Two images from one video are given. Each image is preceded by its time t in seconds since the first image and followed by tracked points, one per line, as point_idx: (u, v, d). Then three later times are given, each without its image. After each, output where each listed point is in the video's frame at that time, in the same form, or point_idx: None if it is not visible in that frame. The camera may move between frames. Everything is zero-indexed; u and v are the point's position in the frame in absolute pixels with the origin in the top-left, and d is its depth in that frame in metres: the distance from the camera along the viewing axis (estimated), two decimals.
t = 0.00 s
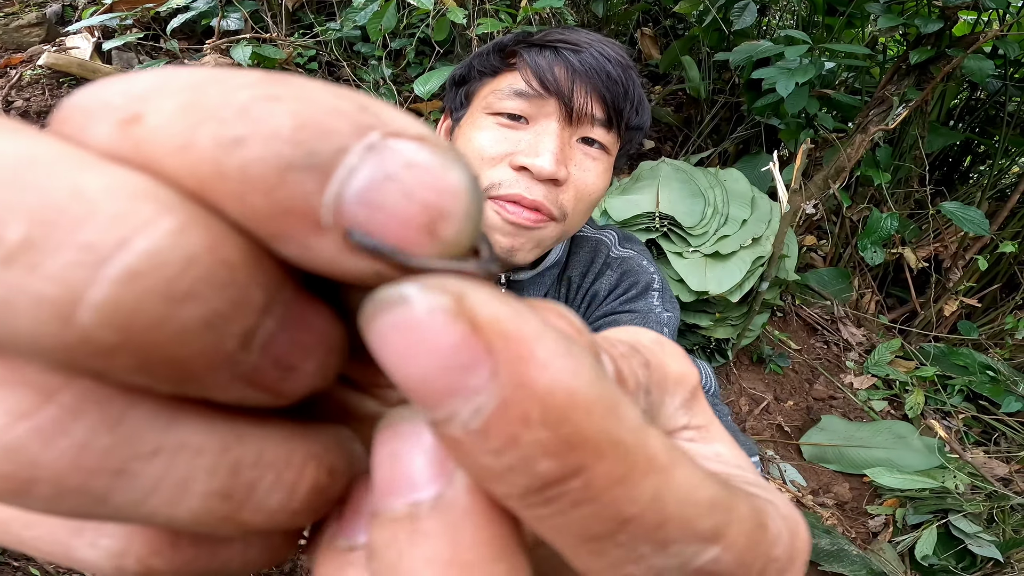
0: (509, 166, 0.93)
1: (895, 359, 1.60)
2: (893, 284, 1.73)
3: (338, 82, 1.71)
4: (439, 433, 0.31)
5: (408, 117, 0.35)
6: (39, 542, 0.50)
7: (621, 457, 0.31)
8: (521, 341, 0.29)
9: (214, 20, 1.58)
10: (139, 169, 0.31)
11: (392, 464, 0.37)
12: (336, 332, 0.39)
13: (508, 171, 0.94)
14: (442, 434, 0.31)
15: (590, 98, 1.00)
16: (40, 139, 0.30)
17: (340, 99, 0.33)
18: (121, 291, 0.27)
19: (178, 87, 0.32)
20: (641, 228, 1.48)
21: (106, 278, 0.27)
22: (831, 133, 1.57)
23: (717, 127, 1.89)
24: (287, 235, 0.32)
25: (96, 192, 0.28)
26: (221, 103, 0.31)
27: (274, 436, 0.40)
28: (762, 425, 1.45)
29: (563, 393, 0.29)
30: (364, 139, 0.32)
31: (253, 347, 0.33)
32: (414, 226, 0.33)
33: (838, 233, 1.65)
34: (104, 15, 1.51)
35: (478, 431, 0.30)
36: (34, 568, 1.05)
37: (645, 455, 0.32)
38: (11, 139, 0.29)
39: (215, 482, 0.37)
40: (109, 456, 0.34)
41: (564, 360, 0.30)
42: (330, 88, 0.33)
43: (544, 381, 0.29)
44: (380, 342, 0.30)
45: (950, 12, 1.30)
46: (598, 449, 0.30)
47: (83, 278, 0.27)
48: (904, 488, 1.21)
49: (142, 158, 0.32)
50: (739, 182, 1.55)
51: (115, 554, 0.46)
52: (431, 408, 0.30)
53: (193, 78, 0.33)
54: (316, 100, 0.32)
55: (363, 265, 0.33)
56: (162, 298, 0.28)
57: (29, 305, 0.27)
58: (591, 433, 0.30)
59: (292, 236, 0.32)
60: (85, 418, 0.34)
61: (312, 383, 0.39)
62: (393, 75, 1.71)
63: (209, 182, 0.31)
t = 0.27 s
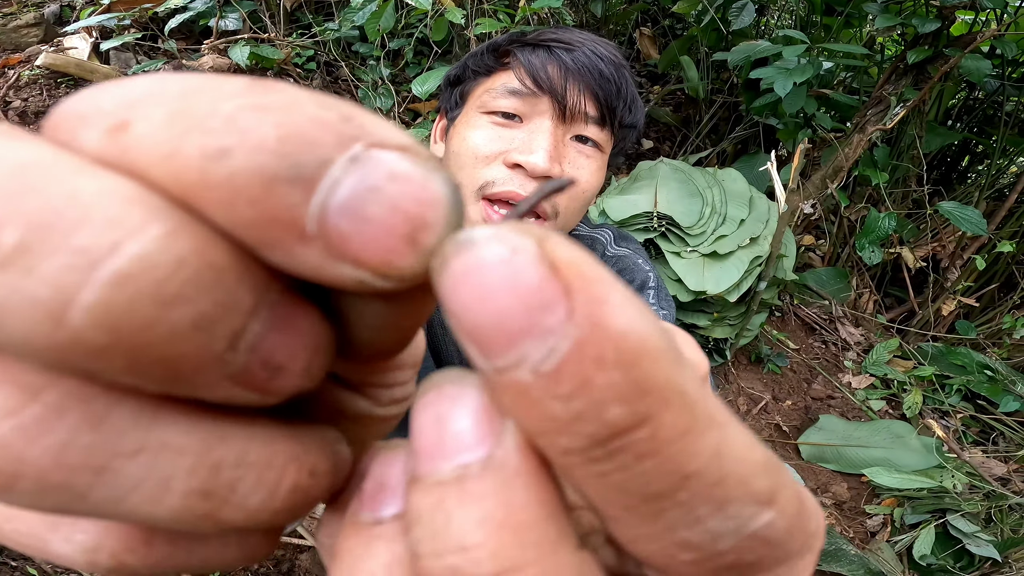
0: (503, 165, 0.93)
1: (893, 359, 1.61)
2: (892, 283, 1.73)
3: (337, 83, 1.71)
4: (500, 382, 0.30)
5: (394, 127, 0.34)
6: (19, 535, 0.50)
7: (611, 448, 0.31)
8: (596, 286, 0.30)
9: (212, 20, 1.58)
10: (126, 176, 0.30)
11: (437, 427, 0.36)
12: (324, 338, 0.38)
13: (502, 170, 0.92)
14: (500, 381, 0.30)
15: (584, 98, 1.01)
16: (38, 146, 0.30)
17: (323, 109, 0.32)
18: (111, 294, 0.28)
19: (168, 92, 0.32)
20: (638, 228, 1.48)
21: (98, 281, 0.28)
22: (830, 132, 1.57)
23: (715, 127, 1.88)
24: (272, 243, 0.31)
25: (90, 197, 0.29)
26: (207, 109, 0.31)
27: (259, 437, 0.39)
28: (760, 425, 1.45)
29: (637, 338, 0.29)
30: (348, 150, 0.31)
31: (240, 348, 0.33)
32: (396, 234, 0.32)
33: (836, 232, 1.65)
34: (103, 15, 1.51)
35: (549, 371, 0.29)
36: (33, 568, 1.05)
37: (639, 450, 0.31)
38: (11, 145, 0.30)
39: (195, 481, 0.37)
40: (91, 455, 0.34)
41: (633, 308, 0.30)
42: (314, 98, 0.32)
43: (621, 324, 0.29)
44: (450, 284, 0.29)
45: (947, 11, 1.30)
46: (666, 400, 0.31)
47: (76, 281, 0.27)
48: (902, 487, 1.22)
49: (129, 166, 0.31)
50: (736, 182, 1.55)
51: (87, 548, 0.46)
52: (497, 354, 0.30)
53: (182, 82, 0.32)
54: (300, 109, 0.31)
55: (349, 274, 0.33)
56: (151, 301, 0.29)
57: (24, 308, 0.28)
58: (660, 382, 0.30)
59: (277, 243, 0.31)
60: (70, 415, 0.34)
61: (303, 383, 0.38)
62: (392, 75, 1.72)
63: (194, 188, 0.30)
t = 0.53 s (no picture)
0: (501, 166, 0.93)
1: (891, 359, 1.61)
2: (890, 283, 1.73)
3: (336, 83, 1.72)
4: (532, 419, 0.30)
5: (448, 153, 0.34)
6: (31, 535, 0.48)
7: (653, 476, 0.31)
8: (623, 319, 0.29)
9: (211, 21, 1.58)
10: (195, 189, 0.30)
11: (471, 463, 0.35)
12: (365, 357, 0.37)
13: (500, 171, 0.93)
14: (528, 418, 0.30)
15: (581, 97, 1.01)
16: (112, 157, 0.30)
17: (384, 136, 0.32)
18: (180, 310, 0.27)
19: (236, 108, 0.32)
20: (638, 229, 1.48)
21: (173, 295, 0.27)
22: (828, 133, 1.58)
23: (715, 127, 1.88)
24: (330, 265, 0.31)
25: (164, 213, 0.28)
26: (276, 130, 0.31)
27: (293, 450, 0.39)
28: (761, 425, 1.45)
29: (668, 368, 0.29)
30: (407, 178, 0.31)
31: (291, 364, 0.32)
32: (446, 263, 0.31)
33: (835, 233, 1.66)
34: (101, 16, 1.51)
35: (582, 411, 0.29)
36: (34, 569, 1.06)
37: (681, 471, 0.30)
38: (87, 153, 0.29)
39: (231, 492, 0.36)
40: (137, 463, 0.33)
41: (662, 334, 0.29)
42: (375, 122, 0.32)
43: (649, 356, 0.28)
44: (472, 332, 0.29)
45: (945, 12, 1.31)
46: (703, 426, 0.30)
47: (148, 296, 0.27)
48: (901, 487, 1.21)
49: (197, 179, 0.31)
50: (736, 182, 1.56)
51: (106, 552, 0.44)
52: (527, 394, 0.29)
53: (251, 100, 0.32)
54: (364, 137, 0.31)
55: (400, 299, 0.32)
56: (217, 317, 0.28)
57: (96, 320, 0.27)
58: (693, 410, 0.29)
59: (333, 266, 0.31)
60: (121, 425, 0.33)
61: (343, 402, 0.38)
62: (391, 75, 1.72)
63: (258, 208, 0.30)
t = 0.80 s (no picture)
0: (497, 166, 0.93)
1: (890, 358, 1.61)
2: (888, 283, 1.74)
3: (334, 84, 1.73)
4: (605, 421, 0.30)
5: (495, 162, 0.32)
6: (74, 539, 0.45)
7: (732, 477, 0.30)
8: (701, 320, 0.29)
9: (210, 22, 1.58)
10: (261, 191, 0.29)
11: (522, 458, 0.33)
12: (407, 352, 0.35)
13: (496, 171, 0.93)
14: (601, 420, 0.30)
15: (572, 97, 1.01)
16: (187, 158, 0.28)
17: (436, 141, 0.30)
18: (262, 310, 0.27)
19: (295, 113, 0.31)
20: (636, 229, 1.48)
21: (253, 297, 0.26)
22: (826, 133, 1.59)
23: (713, 127, 1.89)
24: (385, 268, 0.30)
25: (246, 215, 0.27)
26: (338, 135, 0.29)
27: (341, 447, 0.38)
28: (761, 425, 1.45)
29: (745, 367, 0.29)
30: (459, 186, 0.30)
31: (349, 362, 0.31)
32: (493, 267, 0.30)
33: (833, 232, 1.67)
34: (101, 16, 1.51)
35: (659, 406, 0.29)
36: (33, 568, 1.06)
37: (738, 470, 0.30)
38: (165, 155, 0.28)
39: (289, 492, 0.35)
40: (207, 464, 0.32)
41: (736, 338, 0.30)
42: (430, 129, 0.31)
43: (727, 355, 0.29)
44: (551, 328, 0.29)
45: (943, 12, 1.31)
46: (784, 426, 0.30)
47: (234, 296, 0.26)
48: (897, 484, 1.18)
49: (263, 183, 0.30)
50: (734, 182, 1.56)
51: (155, 554, 0.42)
52: (604, 393, 0.29)
53: (309, 103, 0.31)
54: (419, 140, 0.30)
55: (449, 301, 0.31)
56: (292, 318, 0.28)
57: (183, 320, 0.26)
58: (772, 409, 0.30)
59: (389, 269, 0.30)
60: (188, 432, 0.31)
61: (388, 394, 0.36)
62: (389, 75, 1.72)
63: (322, 211, 0.29)
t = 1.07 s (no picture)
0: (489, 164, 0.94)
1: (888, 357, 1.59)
2: (886, 283, 1.74)
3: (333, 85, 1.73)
4: (614, 389, 0.32)
5: (435, 101, 0.34)
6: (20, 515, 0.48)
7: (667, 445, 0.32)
8: (708, 288, 0.31)
9: (206, 22, 1.58)
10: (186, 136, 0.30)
11: (511, 432, 0.34)
12: (359, 305, 0.36)
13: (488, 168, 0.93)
14: (613, 386, 0.32)
15: (562, 93, 1.01)
16: (110, 107, 0.30)
17: (372, 83, 0.32)
18: (172, 244, 0.27)
19: (227, 65, 0.32)
20: (633, 228, 1.47)
21: (166, 229, 0.27)
22: (823, 132, 1.57)
23: (712, 127, 1.88)
24: (321, 205, 0.31)
25: (162, 154, 0.28)
26: (269, 82, 0.31)
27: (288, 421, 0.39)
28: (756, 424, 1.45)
29: (754, 330, 0.31)
30: (396, 123, 0.31)
31: (284, 307, 0.32)
32: (434, 202, 0.32)
33: (831, 232, 1.66)
34: (97, 17, 1.51)
35: (669, 366, 0.31)
36: (28, 567, 1.06)
37: (686, 444, 0.32)
38: (83, 103, 0.29)
39: (221, 464, 0.36)
40: (128, 429, 0.33)
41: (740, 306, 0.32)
42: (365, 74, 0.32)
43: (735, 318, 0.31)
44: (564, 295, 0.32)
45: (940, 12, 1.30)
46: (796, 388, 0.31)
47: (145, 229, 0.27)
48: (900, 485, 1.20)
49: (192, 131, 0.31)
50: (731, 182, 1.56)
51: (90, 532, 0.44)
52: (615, 357, 0.31)
53: (240, 55, 0.32)
54: (351, 80, 0.31)
55: (388, 237, 0.32)
56: (208, 252, 0.28)
57: (90, 254, 0.28)
58: (783, 370, 0.31)
59: (326, 206, 0.31)
60: (109, 393, 0.33)
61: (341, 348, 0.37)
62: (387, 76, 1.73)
63: (250, 154, 0.31)
